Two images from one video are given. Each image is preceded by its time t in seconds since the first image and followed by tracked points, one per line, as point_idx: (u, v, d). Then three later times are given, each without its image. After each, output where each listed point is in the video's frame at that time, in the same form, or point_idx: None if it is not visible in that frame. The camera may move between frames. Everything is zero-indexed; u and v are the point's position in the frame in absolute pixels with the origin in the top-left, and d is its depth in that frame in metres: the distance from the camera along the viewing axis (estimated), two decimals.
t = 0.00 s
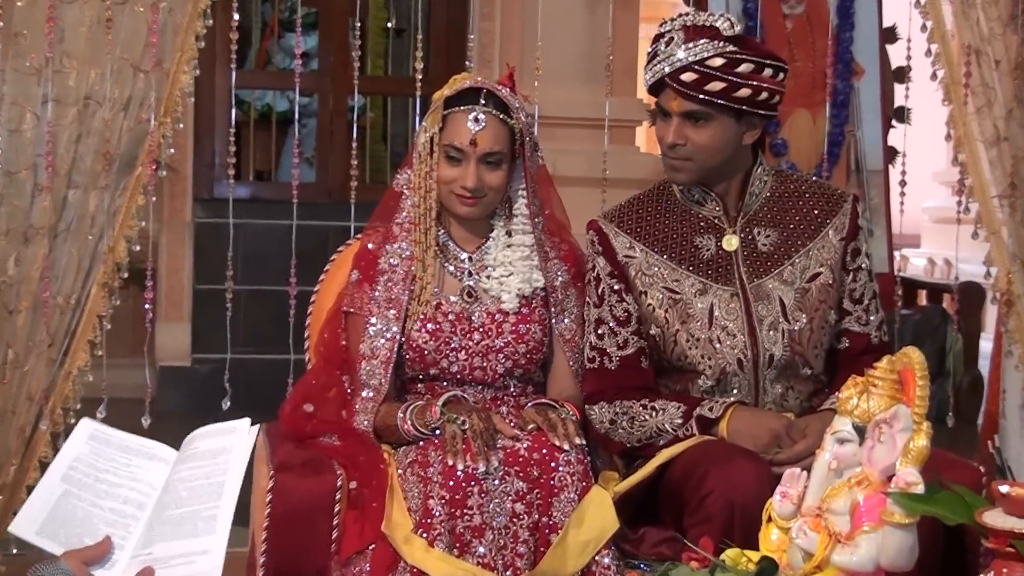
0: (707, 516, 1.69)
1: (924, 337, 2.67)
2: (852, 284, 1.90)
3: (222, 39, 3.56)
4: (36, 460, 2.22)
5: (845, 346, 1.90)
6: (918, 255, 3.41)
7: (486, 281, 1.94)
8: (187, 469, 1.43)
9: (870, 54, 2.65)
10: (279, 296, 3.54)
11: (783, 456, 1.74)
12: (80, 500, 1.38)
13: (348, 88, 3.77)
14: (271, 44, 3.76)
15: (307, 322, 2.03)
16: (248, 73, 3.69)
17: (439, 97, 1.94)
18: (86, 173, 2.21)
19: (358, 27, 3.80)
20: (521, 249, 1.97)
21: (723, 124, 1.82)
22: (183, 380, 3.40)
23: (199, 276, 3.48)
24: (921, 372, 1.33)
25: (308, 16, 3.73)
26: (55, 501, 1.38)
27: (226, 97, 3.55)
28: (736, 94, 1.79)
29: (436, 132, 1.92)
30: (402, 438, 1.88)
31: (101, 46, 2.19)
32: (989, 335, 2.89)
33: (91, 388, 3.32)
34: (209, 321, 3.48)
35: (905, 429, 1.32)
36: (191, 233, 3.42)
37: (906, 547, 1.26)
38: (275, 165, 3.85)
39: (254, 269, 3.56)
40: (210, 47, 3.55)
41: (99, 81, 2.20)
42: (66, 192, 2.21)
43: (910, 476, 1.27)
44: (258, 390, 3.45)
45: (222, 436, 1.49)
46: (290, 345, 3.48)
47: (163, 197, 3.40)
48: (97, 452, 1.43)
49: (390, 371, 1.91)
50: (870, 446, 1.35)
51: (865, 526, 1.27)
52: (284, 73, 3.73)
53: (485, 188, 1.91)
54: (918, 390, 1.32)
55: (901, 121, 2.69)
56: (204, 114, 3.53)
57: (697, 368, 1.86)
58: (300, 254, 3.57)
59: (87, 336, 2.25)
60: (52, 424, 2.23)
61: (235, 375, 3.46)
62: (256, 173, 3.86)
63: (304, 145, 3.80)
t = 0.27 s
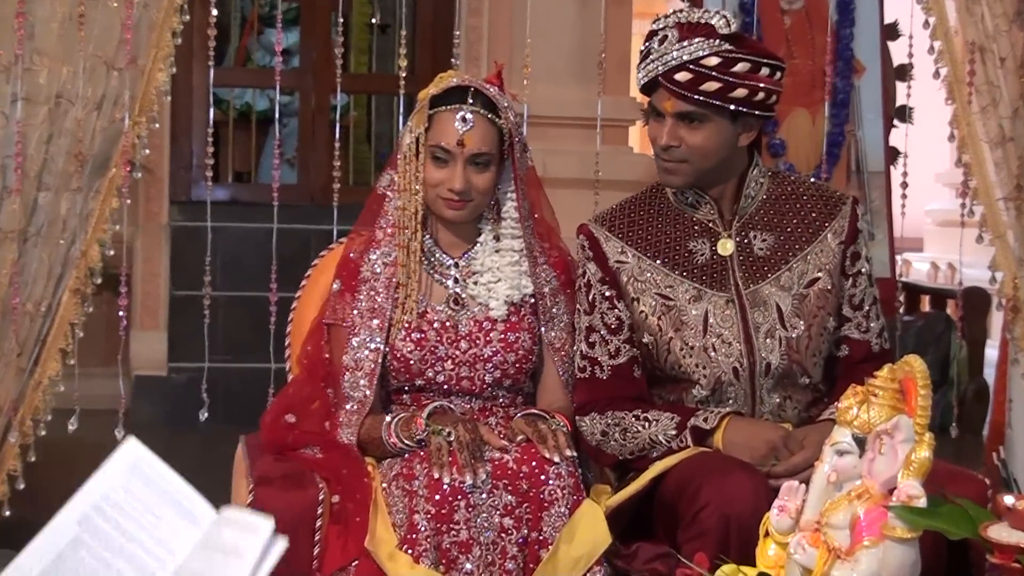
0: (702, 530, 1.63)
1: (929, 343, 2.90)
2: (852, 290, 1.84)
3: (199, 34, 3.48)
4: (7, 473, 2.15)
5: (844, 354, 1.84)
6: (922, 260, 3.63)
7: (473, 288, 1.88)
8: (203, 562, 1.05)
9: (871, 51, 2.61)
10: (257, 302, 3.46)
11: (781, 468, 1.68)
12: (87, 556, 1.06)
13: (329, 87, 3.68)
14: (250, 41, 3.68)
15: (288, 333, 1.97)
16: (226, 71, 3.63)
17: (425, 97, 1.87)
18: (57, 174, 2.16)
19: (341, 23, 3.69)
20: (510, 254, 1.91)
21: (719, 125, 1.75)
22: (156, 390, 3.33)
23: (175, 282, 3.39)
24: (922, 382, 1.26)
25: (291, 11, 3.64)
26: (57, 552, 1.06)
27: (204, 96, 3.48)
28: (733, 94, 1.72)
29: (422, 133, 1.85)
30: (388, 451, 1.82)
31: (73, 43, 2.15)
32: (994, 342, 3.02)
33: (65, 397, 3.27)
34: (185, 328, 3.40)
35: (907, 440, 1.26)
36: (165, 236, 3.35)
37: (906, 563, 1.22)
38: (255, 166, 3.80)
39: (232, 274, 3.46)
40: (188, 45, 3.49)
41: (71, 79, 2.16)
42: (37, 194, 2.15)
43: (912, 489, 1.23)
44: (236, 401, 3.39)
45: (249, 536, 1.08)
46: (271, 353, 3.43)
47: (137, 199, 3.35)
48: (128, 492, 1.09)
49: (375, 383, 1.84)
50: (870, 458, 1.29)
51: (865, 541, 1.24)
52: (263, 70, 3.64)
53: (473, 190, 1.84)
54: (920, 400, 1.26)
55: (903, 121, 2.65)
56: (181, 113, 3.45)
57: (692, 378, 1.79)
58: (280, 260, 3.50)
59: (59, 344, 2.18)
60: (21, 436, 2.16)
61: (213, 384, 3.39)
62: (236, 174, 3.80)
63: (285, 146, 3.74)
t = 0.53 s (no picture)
0: (692, 544, 1.55)
1: (927, 350, 2.85)
2: (846, 295, 1.78)
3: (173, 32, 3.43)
4: None
5: (839, 361, 1.79)
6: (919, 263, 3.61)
7: (456, 292, 1.82)
8: None
9: (866, 52, 2.54)
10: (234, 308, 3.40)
11: (773, 480, 1.62)
12: None
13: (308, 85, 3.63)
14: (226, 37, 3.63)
15: (264, 340, 1.90)
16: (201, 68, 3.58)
17: (405, 94, 1.81)
18: (23, 175, 2.10)
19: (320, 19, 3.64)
20: (493, 257, 1.86)
21: (710, 124, 1.69)
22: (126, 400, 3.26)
23: (146, 287, 3.32)
24: (919, 391, 1.21)
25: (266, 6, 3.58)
26: None
27: (177, 93, 3.46)
28: (724, 93, 1.66)
29: (402, 132, 1.80)
30: (367, 463, 1.76)
31: (39, 39, 2.09)
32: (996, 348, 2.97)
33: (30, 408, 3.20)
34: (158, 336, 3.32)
35: (903, 450, 1.20)
36: (137, 238, 3.28)
37: None
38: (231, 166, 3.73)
39: (206, 279, 3.40)
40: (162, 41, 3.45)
41: (38, 78, 2.10)
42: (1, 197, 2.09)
43: (909, 501, 1.17)
44: (208, 411, 3.32)
45: None
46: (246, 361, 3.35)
47: (104, 202, 3.26)
48: (108, 551, 1.34)
49: (354, 392, 1.78)
50: (865, 470, 1.24)
51: (860, 555, 1.19)
52: (239, 67, 3.60)
53: (454, 191, 1.78)
54: (917, 408, 1.21)
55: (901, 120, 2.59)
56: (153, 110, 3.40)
57: (682, 386, 1.73)
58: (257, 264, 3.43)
59: (26, 350, 2.13)
60: None
61: (187, 395, 3.32)
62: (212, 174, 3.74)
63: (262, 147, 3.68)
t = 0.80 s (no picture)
0: (690, 564, 1.48)
1: (933, 363, 2.95)
2: (849, 305, 1.72)
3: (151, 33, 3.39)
4: None
5: (841, 374, 1.73)
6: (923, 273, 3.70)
7: (445, 303, 1.76)
8: None
9: (868, 51, 2.68)
10: (213, 321, 3.31)
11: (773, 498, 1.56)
12: None
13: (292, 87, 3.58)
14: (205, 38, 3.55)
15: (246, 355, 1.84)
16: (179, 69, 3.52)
17: (391, 97, 1.75)
18: None
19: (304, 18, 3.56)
20: (482, 266, 1.80)
21: (718, 127, 1.63)
22: (104, 416, 3.20)
23: (124, 297, 3.25)
24: (924, 405, 1.14)
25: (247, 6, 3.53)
26: None
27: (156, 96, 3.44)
28: (735, 91, 1.60)
29: (389, 136, 1.73)
30: (353, 480, 1.69)
31: (11, 41, 2.04)
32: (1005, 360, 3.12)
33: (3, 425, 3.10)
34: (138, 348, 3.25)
35: (907, 467, 1.14)
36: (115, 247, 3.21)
37: None
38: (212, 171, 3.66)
39: (186, 290, 3.32)
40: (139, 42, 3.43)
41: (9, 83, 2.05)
42: None
43: (913, 520, 1.10)
44: (189, 428, 3.24)
45: None
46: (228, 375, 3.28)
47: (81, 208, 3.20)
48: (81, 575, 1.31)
49: (340, 406, 1.72)
50: (869, 487, 1.18)
51: None
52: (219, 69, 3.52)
53: (443, 197, 1.72)
54: (920, 423, 1.14)
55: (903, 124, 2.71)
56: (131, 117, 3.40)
57: (679, 401, 1.67)
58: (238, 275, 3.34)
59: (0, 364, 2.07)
60: None
61: (166, 410, 3.23)
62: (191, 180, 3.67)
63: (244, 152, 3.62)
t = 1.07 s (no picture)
0: None
1: (946, 375, 2.99)
2: (858, 316, 1.66)
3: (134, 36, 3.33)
4: None
5: (849, 387, 1.67)
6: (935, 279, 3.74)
7: (439, 313, 1.69)
8: None
9: (879, 50, 2.68)
10: (200, 330, 3.25)
11: (779, 516, 1.49)
12: None
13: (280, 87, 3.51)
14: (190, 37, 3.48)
15: (231, 369, 1.78)
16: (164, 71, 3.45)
17: (383, 99, 1.68)
18: None
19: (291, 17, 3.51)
20: (477, 275, 1.73)
21: (723, 131, 1.57)
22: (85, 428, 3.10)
23: (106, 306, 3.20)
24: (937, 420, 1.07)
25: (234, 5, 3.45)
26: None
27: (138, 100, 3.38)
28: (740, 95, 1.54)
29: (379, 140, 1.66)
30: (343, 498, 1.63)
31: None
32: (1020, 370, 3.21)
33: None
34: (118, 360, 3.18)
35: (919, 483, 1.05)
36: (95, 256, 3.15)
37: None
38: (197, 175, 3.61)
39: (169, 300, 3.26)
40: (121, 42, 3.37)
41: None
42: None
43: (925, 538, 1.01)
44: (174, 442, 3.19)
45: None
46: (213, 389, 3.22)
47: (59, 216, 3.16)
48: None
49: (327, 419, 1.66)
50: (878, 504, 1.08)
51: None
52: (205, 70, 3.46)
53: (436, 203, 1.66)
54: (932, 437, 1.07)
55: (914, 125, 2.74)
56: (113, 118, 3.33)
57: (682, 415, 1.60)
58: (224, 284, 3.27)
59: None
60: None
61: (149, 423, 3.15)
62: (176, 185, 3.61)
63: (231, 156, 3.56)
